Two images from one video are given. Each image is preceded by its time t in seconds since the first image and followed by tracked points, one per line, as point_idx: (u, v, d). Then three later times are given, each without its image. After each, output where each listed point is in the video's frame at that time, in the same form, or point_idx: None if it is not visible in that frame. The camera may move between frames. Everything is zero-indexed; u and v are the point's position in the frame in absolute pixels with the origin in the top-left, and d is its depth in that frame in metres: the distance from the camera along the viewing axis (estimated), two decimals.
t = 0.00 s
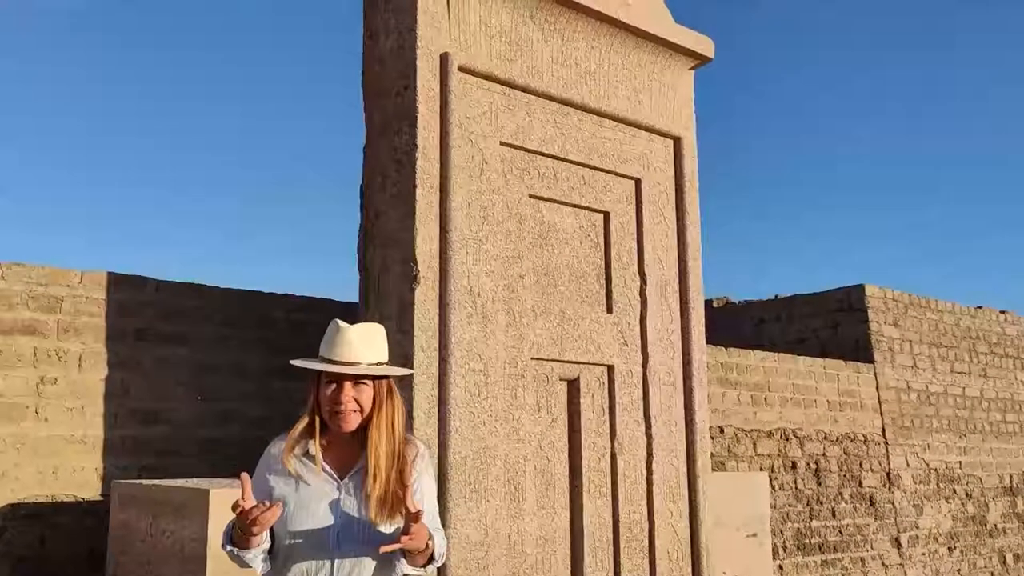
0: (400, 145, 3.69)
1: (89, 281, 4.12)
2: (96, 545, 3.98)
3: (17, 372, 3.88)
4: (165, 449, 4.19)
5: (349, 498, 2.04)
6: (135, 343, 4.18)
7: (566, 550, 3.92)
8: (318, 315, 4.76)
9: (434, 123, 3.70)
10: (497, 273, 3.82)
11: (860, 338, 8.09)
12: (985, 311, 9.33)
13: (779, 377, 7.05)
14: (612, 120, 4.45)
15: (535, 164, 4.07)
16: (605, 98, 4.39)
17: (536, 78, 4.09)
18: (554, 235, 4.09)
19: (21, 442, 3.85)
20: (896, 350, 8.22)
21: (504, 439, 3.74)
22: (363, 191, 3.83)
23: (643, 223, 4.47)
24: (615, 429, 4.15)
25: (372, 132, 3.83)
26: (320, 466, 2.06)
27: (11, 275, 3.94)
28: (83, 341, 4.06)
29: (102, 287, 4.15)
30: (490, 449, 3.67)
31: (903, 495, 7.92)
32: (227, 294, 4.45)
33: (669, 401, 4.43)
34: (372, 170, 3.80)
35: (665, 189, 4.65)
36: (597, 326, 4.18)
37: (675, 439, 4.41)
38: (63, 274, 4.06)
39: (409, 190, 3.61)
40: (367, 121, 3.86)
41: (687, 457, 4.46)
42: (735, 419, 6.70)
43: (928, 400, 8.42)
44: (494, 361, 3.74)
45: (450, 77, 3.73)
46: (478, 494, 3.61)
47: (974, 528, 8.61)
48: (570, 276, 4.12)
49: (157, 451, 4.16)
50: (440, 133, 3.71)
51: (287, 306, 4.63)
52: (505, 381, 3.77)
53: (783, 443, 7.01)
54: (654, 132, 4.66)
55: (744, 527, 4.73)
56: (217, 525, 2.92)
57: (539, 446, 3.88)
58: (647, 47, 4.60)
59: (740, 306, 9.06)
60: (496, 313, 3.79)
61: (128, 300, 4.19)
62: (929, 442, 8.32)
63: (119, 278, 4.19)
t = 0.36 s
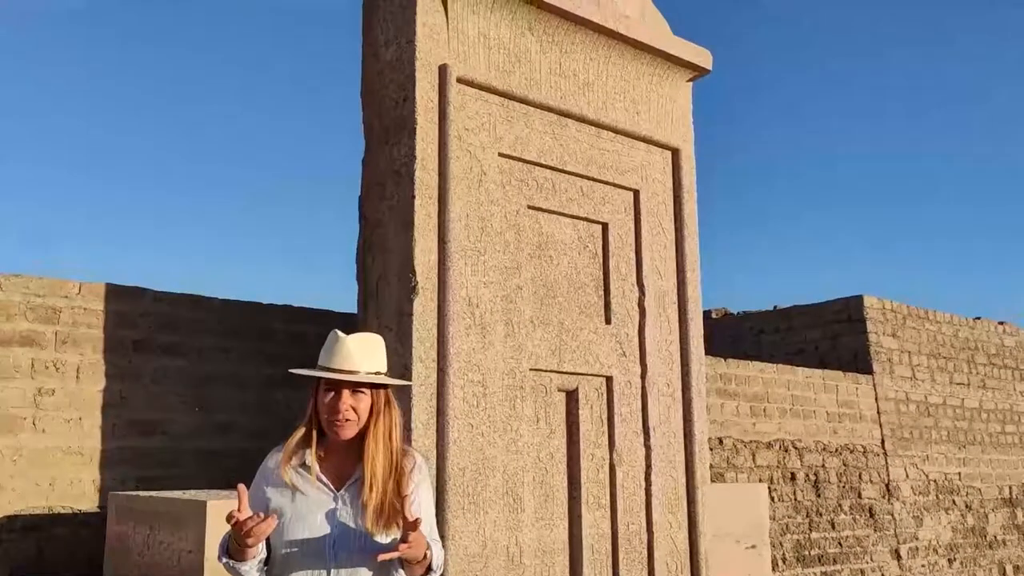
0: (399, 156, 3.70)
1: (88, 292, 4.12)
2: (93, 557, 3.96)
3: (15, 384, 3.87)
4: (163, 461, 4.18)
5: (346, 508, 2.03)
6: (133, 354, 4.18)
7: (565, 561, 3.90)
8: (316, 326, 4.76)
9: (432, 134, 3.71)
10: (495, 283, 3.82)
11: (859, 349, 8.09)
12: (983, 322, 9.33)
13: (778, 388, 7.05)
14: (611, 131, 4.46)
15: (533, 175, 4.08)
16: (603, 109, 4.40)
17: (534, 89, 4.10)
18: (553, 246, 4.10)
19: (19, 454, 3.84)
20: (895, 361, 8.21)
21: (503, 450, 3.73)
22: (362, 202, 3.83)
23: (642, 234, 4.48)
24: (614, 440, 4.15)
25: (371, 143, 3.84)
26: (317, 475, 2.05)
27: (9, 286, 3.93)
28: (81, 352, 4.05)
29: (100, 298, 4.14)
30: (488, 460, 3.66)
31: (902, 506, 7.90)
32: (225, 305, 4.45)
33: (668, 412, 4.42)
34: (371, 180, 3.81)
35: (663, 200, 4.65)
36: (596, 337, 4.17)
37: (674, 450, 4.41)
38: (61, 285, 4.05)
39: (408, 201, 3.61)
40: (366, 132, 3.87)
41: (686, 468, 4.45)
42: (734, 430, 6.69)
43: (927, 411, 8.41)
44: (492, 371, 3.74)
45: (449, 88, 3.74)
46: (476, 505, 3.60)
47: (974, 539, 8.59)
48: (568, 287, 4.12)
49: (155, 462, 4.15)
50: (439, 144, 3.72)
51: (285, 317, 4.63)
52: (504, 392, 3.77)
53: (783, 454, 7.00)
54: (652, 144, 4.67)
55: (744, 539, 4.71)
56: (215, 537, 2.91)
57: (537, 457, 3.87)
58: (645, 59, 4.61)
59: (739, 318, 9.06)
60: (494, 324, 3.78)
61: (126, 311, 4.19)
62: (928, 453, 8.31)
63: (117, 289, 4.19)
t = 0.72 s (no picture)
0: (398, 166, 3.71)
1: (86, 302, 4.11)
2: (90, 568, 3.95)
3: (12, 394, 3.86)
4: (161, 471, 4.16)
5: (343, 520, 2.02)
6: (131, 364, 4.17)
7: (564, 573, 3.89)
8: (314, 336, 4.75)
9: (431, 144, 3.71)
10: (493, 294, 3.82)
11: (858, 359, 8.09)
12: (982, 332, 9.33)
13: (777, 398, 7.04)
14: (609, 141, 4.47)
15: (531, 185, 4.08)
16: (602, 120, 4.41)
17: (533, 100, 4.11)
18: (551, 256, 4.10)
19: (16, 465, 3.83)
20: (894, 372, 8.21)
21: (501, 460, 3.72)
22: (361, 212, 3.84)
23: (640, 244, 4.48)
24: (613, 451, 4.14)
25: (369, 153, 3.84)
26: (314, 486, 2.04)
27: (8, 296, 3.93)
28: (79, 362, 4.05)
29: (99, 308, 4.14)
30: (487, 470, 3.66)
31: (902, 517, 7.88)
32: (224, 315, 4.44)
33: (667, 422, 4.42)
34: (370, 190, 3.81)
35: (662, 211, 4.66)
36: (595, 347, 4.17)
37: (673, 460, 4.40)
38: (60, 295, 4.05)
39: (406, 211, 3.61)
40: (365, 142, 3.87)
41: (685, 479, 4.44)
42: (733, 440, 6.68)
43: (927, 421, 8.40)
44: (490, 382, 3.73)
45: (447, 99, 3.74)
46: (475, 516, 3.58)
47: (974, 550, 8.56)
48: (567, 297, 4.12)
49: (153, 473, 4.14)
50: (437, 154, 3.73)
51: (284, 327, 4.62)
52: (502, 402, 3.76)
53: (782, 465, 6.98)
54: (651, 154, 4.68)
55: (743, 550, 4.70)
56: (212, 548, 2.90)
57: (536, 467, 3.86)
58: (643, 69, 4.62)
59: (738, 328, 9.06)
60: (493, 334, 3.78)
61: (124, 321, 4.18)
62: (928, 463, 8.29)
63: (115, 299, 4.18)
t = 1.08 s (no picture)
0: (397, 176, 3.71)
1: (85, 311, 4.11)
2: None
3: (11, 404, 3.86)
4: (160, 481, 4.15)
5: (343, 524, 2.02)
6: (130, 374, 4.17)
7: None
8: (313, 345, 4.74)
9: (430, 154, 3.72)
10: (492, 303, 3.82)
11: (858, 368, 8.08)
12: (982, 341, 9.33)
13: (777, 407, 7.03)
14: (609, 151, 4.47)
15: (530, 195, 4.08)
16: (601, 129, 4.42)
17: (532, 109, 4.12)
18: (550, 265, 4.10)
19: (14, 475, 3.82)
20: (893, 381, 8.20)
21: (500, 470, 3.71)
22: (360, 221, 3.84)
23: (639, 253, 4.48)
24: (612, 460, 4.13)
25: (369, 163, 3.85)
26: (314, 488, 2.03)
27: (6, 306, 3.92)
28: (78, 372, 4.04)
29: (98, 318, 4.14)
30: (486, 480, 3.65)
31: (902, 527, 7.87)
32: (223, 324, 4.44)
33: (666, 432, 4.41)
34: (369, 199, 3.81)
35: (661, 220, 4.66)
36: (594, 356, 4.17)
37: (672, 469, 4.39)
38: (59, 305, 4.05)
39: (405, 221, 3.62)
40: (364, 151, 3.88)
41: (685, 489, 4.43)
42: (733, 449, 6.67)
43: (927, 431, 8.39)
44: (489, 391, 3.73)
45: (446, 108, 3.75)
46: (474, 526, 3.58)
47: (975, 560, 8.54)
48: (566, 306, 4.12)
49: (151, 483, 4.13)
50: (437, 164, 3.73)
51: (283, 336, 4.62)
52: (501, 412, 3.76)
53: (782, 474, 6.97)
54: (650, 163, 4.68)
55: (743, 560, 4.68)
56: (210, 558, 2.89)
57: (535, 477, 3.85)
58: (642, 79, 4.63)
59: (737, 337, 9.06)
60: (492, 343, 3.78)
61: (123, 331, 4.18)
62: (928, 473, 8.27)
63: (114, 308, 4.18)
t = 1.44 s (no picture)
0: (396, 186, 3.71)
1: (83, 322, 4.11)
2: None
3: (9, 415, 3.85)
4: (158, 492, 4.15)
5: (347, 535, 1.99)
6: (128, 385, 4.16)
7: None
8: (312, 355, 4.74)
9: (429, 164, 3.73)
10: (491, 313, 3.82)
11: (857, 378, 8.08)
12: (981, 350, 9.33)
13: (776, 417, 7.02)
14: (607, 161, 4.48)
15: (529, 205, 4.09)
16: (599, 140, 4.43)
17: (530, 119, 4.13)
18: (549, 275, 4.10)
19: (12, 486, 3.81)
20: (893, 390, 8.20)
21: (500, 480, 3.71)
22: (359, 231, 3.84)
23: (638, 263, 4.49)
24: (611, 470, 4.13)
25: (367, 173, 3.86)
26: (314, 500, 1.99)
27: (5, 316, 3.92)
28: (76, 383, 4.04)
29: (96, 329, 4.13)
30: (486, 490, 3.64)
31: (902, 536, 7.85)
32: (221, 335, 4.44)
33: (666, 441, 4.41)
34: (368, 210, 3.82)
35: (659, 230, 4.67)
36: (593, 366, 4.17)
37: (672, 479, 4.39)
38: (57, 316, 4.05)
39: (404, 231, 3.62)
40: (363, 162, 3.88)
41: (684, 499, 4.42)
42: (732, 459, 6.66)
43: (926, 440, 8.38)
44: (489, 401, 3.73)
45: (445, 119, 3.76)
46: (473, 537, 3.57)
47: (975, 570, 8.52)
48: (565, 316, 4.12)
49: (150, 494, 4.12)
50: (435, 174, 3.74)
51: (282, 347, 4.62)
52: (500, 422, 3.75)
53: (782, 484, 6.96)
54: (649, 173, 4.69)
55: (743, 570, 4.67)
56: (209, 570, 2.89)
57: (534, 488, 3.85)
58: (641, 89, 4.65)
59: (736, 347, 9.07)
60: (491, 353, 3.78)
61: (122, 342, 4.18)
62: (928, 482, 8.26)
63: (114, 319, 4.18)
